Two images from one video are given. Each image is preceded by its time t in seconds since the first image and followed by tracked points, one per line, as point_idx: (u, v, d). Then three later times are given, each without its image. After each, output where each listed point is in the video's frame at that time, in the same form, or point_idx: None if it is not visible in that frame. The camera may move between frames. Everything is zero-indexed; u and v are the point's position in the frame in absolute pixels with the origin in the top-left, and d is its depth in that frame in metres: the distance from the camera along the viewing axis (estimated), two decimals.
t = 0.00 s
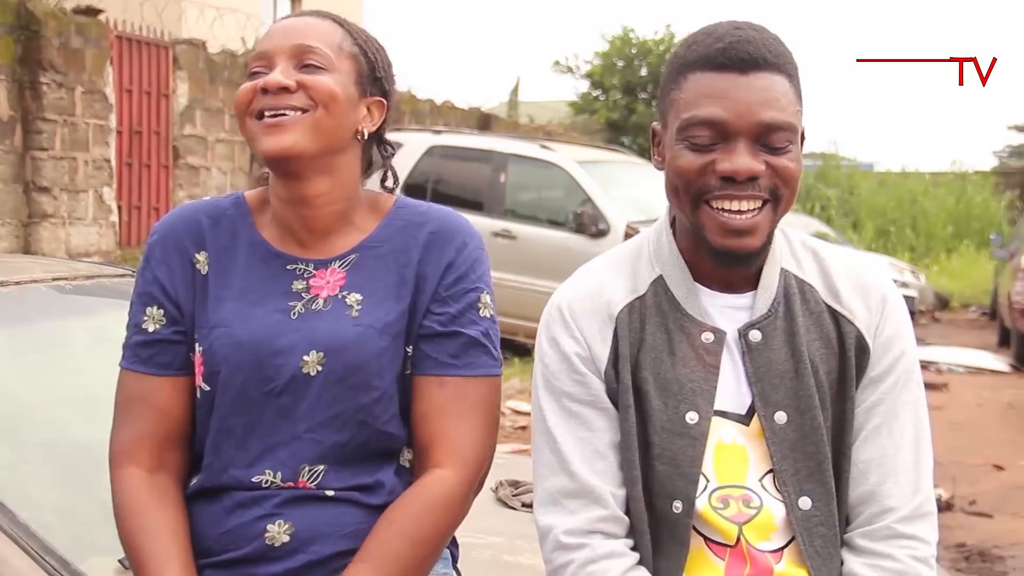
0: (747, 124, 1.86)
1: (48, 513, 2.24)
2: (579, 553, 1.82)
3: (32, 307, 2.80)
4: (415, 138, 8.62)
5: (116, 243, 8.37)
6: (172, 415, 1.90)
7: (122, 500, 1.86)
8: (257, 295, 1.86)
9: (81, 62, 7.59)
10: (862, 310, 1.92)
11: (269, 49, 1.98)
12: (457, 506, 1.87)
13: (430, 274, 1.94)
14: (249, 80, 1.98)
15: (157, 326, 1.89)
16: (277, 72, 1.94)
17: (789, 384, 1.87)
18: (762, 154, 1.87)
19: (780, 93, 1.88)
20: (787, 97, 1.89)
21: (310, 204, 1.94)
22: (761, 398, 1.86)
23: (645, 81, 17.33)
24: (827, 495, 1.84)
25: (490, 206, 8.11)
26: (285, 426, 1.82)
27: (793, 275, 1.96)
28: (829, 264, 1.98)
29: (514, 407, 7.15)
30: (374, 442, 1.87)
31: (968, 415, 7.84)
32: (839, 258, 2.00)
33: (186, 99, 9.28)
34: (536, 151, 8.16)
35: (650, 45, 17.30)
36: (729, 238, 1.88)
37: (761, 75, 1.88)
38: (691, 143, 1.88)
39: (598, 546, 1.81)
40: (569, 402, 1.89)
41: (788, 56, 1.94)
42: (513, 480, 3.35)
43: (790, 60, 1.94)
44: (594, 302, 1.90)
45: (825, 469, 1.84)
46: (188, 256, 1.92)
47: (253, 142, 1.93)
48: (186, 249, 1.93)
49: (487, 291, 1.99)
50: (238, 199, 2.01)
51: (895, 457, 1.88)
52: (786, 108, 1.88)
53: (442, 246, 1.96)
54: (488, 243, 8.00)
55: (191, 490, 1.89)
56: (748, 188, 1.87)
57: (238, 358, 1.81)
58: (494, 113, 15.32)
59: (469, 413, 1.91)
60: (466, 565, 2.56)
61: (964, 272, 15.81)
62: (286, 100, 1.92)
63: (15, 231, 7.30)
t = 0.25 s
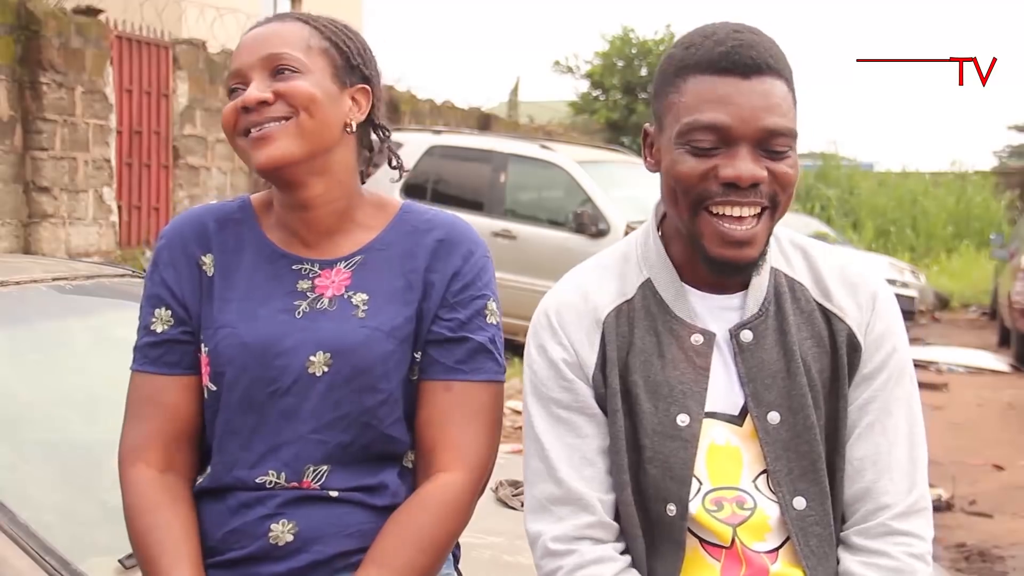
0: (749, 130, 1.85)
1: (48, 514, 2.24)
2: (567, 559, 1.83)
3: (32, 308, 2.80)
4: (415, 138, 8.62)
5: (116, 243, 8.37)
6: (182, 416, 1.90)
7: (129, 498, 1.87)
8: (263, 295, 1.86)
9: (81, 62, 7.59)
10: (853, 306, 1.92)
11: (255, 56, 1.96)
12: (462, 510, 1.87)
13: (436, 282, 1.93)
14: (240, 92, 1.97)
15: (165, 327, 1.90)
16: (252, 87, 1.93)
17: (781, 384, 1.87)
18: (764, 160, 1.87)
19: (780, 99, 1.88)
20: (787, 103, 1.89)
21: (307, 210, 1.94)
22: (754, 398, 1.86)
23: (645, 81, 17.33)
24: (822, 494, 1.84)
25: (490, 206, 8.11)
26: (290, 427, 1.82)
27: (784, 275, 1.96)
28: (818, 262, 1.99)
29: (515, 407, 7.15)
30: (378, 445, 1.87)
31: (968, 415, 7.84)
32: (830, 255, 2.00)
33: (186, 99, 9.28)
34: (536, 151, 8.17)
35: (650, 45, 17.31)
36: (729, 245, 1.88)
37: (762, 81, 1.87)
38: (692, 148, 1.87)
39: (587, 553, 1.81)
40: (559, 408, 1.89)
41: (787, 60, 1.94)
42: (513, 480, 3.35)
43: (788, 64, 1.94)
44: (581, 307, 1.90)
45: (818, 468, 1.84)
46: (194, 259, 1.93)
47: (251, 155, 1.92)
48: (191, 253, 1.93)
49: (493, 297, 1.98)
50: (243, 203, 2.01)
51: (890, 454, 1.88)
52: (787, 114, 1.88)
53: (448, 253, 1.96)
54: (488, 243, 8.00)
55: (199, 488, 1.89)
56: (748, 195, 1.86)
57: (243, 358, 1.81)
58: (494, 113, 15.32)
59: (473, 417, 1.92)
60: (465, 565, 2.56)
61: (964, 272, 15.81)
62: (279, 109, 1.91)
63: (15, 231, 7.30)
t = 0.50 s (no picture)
0: (752, 143, 1.84)
1: (48, 514, 2.24)
2: (552, 557, 1.84)
3: (32, 308, 2.80)
4: (416, 138, 8.63)
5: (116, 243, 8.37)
6: (184, 409, 1.90)
7: (132, 490, 1.86)
8: (267, 284, 1.86)
9: (81, 62, 7.59)
10: (853, 304, 1.92)
11: (253, 66, 1.95)
12: (468, 509, 1.88)
13: (445, 285, 1.92)
14: (242, 102, 1.97)
15: (168, 318, 1.89)
16: (265, 96, 1.92)
17: (780, 383, 1.87)
18: (766, 174, 1.86)
19: (782, 112, 1.87)
20: (790, 114, 1.88)
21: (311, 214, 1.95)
22: (752, 398, 1.86)
23: (645, 81, 17.34)
24: (823, 493, 1.84)
25: (490, 206, 8.11)
26: (293, 415, 1.82)
27: (784, 274, 1.96)
28: (819, 261, 1.99)
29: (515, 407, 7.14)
30: (381, 440, 1.86)
31: (968, 415, 7.84)
32: (830, 254, 2.01)
33: (186, 99, 9.28)
34: (537, 151, 8.17)
35: (650, 45, 17.31)
36: (732, 254, 1.87)
37: (766, 93, 1.86)
38: (695, 161, 1.86)
39: (571, 549, 1.82)
40: (554, 410, 1.90)
41: (790, 70, 1.93)
42: (513, 480, 3.35)
43: (792, 74, 1.93)
44: (578, 309, 1.91)
45: (819, 467, 1.84)
46: (197, 252, 1.93)
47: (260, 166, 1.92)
48: (196, 246, 1.93)
49: (497, 304, 1.99)
50: (251, 202, 2.01)
51: (898, 448, 1.88)
52: (789, 127, 1.87)
53: (455, 258, 1.95)
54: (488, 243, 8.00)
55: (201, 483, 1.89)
56: (751, 211, 1.85)
57: (249, 348, 1.81)
58: (494, 113, 15.32)
59: (478, 419, 1.93)
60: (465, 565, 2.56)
61: (964, 272, 15.82)
62: (279, 120, 1.91)
63: (15, 231, 7.29)
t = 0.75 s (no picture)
0: (745, 114, 1.86)
1: (48, 513, 2.24)
2: (557, 560, 1.83)
3: (33, 307, 2.80)
4: (416, 138, 8.63)
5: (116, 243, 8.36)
6: (163, 406, 1.91)
7: (115, 488, 1.87)
8: (251, 282, 1.86)
9: (81, 62, 7.59)
10: (860, 309, 1.93)
11: (290, 49, 1.97)
12: (458, 512, 1.88)
13: (434, 286, 1.92)
14: (274, 80, 1.96)
15: (148, 316, 1.90)
16: (313, 79, 1.94)
17: (787, 386, 1.87)
18: (761, 146, 1.87)
19: (776, 84, 1.89)
20: (784, 88, 1.90)
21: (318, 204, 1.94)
22: (759, 400, 1.86)
23: (644, 81, 17.34)
24: (826, 496, 1.84)
25: (490, 206, 8.11)
26: (276, 413, 1.82)
27: (791, 275, 1.96)
28: (824, 263, 1.99)
29: (515, 407, 7.13)
30: (364, 440, 1.86)
31: (969, 414, 7.84)
32: (835, 256, 2.01)
33: (186, 99, 9.29)
34: (537, 151, 8.17)
35: (650, 45, 17.30)
36: (731, 231, 1.87)
37: (758, 66, 1.89)
38: (690, 135, 1.89)
39: (576, 554, 1.82)
40: (559, 409, 1.90)
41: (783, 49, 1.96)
42: (513, 479, 3.35)
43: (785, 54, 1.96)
44: (586, 307, 1.90)
45: (823, 470, 1.84)
46: (180, 248, 1.92)
47: (276, 144, 1.92)
48: (180, 241, 1.93)
49: (486, 304, 1.99)
50: (241, 198, 2.01)
51: (902, 457, 1.88)
52: (783, 99, 1.89)
53: (445, 258, 1.95)
54: (488, 243, 8.00)
55: (185, 482, 1.89)
56: (746, 180, 1.86)
57: (230, 345, 1.82)
58: (494, 113, 15.31)
59: (466, 420, 1.93)
60: (465, 565, 2.56)
61: (964, 272, 15.83)
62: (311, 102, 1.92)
63: (15, 231, 7.29)
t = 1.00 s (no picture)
0: (751, 129, 1.86)
1: (48, 514, 2.24)
2: (563, 558, 1.83)
3: (34, 307, 2.81)
4: (416, 138, 8.63)
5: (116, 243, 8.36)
6: (153, 414, 1.91)
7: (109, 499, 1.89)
8: (238, 288, 1.86)
9: (81, 62, 7.59)
10: (863, 312, 1.93)
11: (287, 46, 1.97)
12: (455, 510, 1.88)
13: (419, 282, 1.91)
14: (268, 73, 1.96)
15: (136, 326, 1.91)
16: (309, 75, 1.94)
17: (791, 387, 1.87)
18: (766, 162, 1.87)
19: (784, 98, 1.89)
20: (792, 102, 1.89)
21: (304, 201, 1.94)
22: (763, 401, 1.86)
23: (644, 81, 17.34)
24: (830, 498, 1.84)
25: (490, 206, 8.11)
26: (267, 419, 1.82)
27: (794, 277, 1.96)
28: (828, 264, 1.99)
29: (515, 407, 7.12)
30: (357, 441, 1.86)
31: (969, 415, 7.84)
32: (838, 258, 2.01)
33: (186, 99, 9.29)
34: (537, 151, 8.17)
35: (650, 45, 17.29)
36: (728, 241, 1.87)
37: (766, 79, 1.88)
38: (694, 151, 1.88)
39: (583, 551, 1.82)
40: (562, 409, 1.89)
41: (793, 61, 1.95)
42: (513, 480, 3.35)
43: (795, 66, 1.95)
44: (591, 307, 1.90)
45: (827, 471, 1.85)
46: (167, 257, 1.92)
47: (268, 140, 1.92)
48: (166, 251, 1.92)
49: (476, 297, 1.97)
50: (225, 203, 2.00)
51: (904, 460, 1.88)
52: (790, 114, 1.88)
53: (430, 252, 1.94)
54: (488, 243, 8.00)
55: (179, 489, 1.90)
56: (752, 200, 1.86)
57: (219, 353, 1.81)
58: (494, 113, 15.31)
59: (459, 417, 1.92)
60: (466, 565, 2.56)
61: (964, 272, 15.84)
62: (308, 101, 1.92)
63: (15, 231, 7.29)
